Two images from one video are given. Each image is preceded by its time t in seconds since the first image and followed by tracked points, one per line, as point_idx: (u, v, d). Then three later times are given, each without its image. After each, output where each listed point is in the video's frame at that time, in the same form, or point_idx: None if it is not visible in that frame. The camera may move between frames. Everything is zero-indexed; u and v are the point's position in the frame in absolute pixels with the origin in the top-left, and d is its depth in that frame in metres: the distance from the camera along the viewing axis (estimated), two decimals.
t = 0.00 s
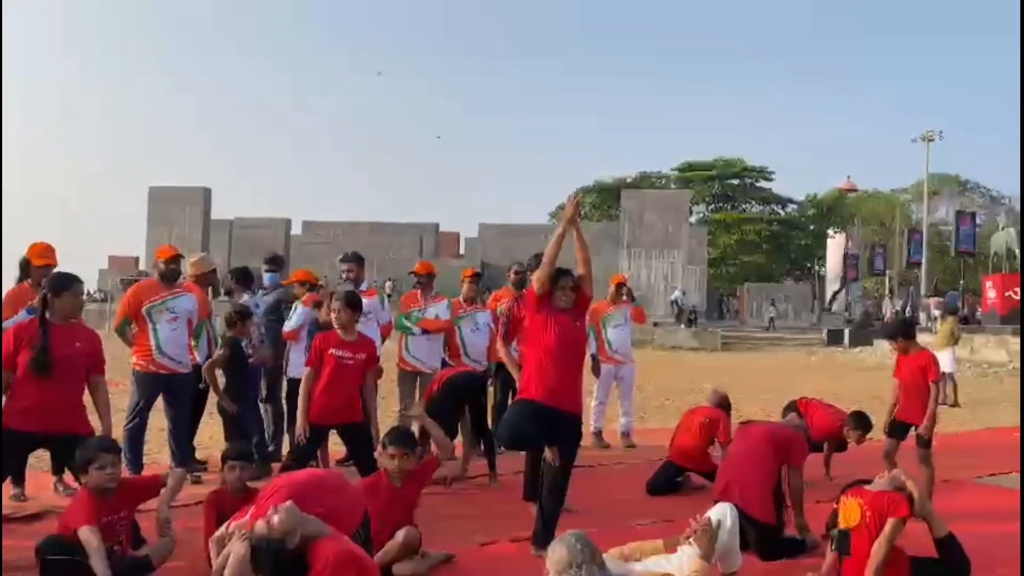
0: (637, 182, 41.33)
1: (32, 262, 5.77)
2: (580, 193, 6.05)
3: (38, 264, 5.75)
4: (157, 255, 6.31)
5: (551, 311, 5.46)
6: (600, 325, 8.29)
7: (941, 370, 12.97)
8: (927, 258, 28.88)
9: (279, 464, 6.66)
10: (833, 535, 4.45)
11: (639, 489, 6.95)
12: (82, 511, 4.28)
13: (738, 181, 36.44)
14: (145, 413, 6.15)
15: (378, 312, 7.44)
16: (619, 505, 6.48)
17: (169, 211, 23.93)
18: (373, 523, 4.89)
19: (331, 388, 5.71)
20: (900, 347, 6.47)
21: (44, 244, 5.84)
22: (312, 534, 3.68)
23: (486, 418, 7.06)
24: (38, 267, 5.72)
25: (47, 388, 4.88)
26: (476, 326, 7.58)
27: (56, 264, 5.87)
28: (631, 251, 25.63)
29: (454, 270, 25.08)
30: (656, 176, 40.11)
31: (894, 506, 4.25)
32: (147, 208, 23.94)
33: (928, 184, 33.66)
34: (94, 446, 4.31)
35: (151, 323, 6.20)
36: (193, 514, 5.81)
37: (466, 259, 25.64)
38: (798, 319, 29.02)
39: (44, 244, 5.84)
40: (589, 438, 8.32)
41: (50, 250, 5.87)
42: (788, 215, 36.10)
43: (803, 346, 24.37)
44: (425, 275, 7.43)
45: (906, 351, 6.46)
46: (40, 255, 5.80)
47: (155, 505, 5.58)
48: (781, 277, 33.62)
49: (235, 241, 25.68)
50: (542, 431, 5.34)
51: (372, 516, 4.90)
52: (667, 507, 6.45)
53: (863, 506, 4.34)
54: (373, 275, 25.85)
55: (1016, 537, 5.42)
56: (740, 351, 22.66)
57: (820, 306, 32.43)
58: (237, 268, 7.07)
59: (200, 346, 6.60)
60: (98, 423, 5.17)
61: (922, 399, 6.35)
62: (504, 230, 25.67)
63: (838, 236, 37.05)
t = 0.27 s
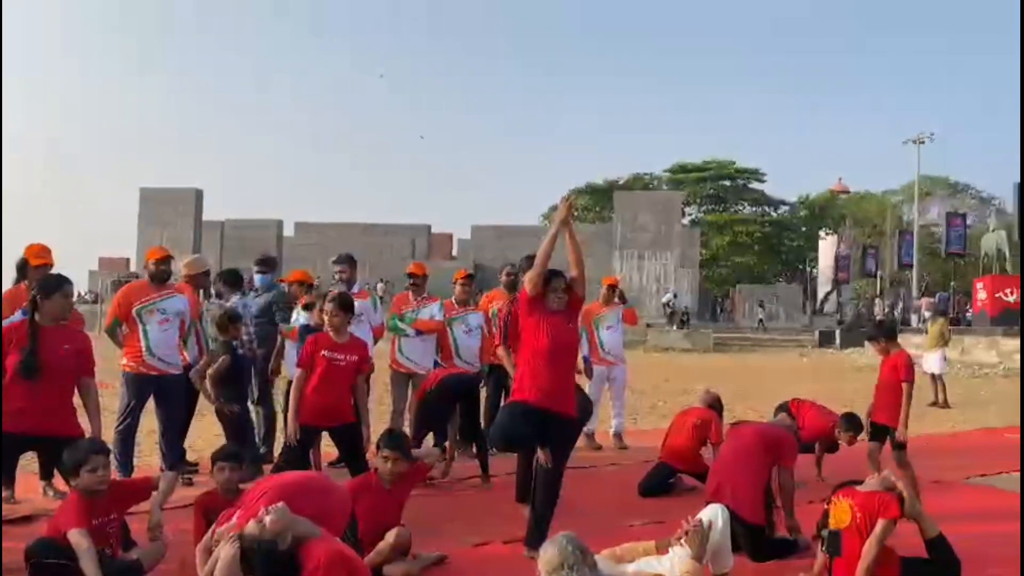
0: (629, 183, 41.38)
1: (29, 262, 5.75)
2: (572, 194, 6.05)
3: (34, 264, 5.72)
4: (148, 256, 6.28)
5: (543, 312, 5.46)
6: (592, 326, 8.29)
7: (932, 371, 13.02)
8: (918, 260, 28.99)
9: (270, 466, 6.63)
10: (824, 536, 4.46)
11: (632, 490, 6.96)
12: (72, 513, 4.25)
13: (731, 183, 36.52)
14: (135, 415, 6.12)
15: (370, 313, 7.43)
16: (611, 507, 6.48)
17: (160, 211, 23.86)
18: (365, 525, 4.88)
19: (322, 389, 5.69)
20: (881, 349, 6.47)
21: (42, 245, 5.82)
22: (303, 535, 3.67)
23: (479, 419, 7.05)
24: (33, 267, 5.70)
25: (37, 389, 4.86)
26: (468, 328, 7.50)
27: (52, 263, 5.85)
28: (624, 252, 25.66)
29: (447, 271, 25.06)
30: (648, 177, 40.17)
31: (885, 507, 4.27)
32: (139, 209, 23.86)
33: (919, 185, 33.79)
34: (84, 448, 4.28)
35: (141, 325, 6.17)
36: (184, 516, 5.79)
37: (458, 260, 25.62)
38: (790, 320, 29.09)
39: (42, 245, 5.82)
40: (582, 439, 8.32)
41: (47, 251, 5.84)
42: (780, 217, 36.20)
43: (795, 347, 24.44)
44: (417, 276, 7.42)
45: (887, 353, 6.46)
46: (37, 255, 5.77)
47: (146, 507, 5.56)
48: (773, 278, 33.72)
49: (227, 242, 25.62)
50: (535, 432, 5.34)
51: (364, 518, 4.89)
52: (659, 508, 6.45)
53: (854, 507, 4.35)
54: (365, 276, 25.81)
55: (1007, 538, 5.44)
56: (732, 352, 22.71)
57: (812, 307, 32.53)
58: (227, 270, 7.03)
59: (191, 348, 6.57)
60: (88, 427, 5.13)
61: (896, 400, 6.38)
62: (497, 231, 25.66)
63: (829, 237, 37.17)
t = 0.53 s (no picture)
0: (624, 185, 41.45)
1: (27, 262, 5.74)
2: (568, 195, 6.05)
3: (34, 263, 5.71)
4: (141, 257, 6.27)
5: (538, 314, 5.47)
6: (587, 327, 8.28)
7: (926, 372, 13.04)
8: (911, 261, 29.04)
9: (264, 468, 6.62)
10: (818, 537, 4.47)
11: (627, 492, 6.96)
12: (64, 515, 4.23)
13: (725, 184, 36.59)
14: (129, 417, 6.10)
15: (366, 314, 7.43)
16: (606, 508, 6.48)
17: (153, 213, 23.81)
18: (360, 526, 4.87)
19: (316, 391, 5.68)
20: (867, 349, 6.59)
21: (40, 246, 5.80)
22: (297, 537, 3.65)
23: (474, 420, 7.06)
24: (32, 267, 5.67)
25: (27, 392, 4.84)
26: (463, 328, 7.54)
27: (51, 264, 5.84)
28: (619, 253, 25.68)
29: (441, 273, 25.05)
30: (643, 179, 40.24)
31: (879, 508, 4.28)
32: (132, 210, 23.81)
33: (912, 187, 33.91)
34: (77, 450, 4.26)
35: (136, 327, 6.15)
36: (178, 518, 5.77)
37: (453, 261, 25.62)
38: (784, 321, 29.15)
39: (40, 247, 5.80)
40: (577, 440, 8.32)
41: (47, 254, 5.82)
42: (774, 218, 36.28)
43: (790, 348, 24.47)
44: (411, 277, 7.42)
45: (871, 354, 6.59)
46: (36, 256, 5.76)
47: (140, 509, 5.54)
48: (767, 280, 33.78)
49: (221, 244, 25.57)
50: (530, 434, 5.34)
51: (359, 519, 4.88)
52: (654, 509, 6.46)
53: (848, 508, 4.36)
54: (360, 278, 25.78)
55: (1001, 540, 5.45)
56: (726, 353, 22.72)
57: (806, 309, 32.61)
58: (219, 272, 7.00)
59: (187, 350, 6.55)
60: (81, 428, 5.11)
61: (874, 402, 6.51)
62: (491, 232, 25.68)
63: (823, 238, 37.26)
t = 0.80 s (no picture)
0: (621, 186, 41.49)
1: (25, 263, 5.72)
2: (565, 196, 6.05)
3: (32, 264, 5.70)
4: (138, 259, 6.25)
5: (535, 315, 5.46)
6: (584, 329, 8.29)
7: (922, 374, 13.06)
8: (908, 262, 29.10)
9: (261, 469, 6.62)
10: (814, 538, 4.48)
11: (624, 493, 6.96)
12: (60, 518, 4.22)
13: (721, 186, 36.65)
14: (126, 419, 6.08)
15: (364, 315, 7.41)
16: (603, 509, 6.48)
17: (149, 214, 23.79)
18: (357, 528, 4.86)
19: (313, 393, 5.67)
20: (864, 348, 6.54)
21: (37, 248, 5.79)
22: (290, 539, 3.65)
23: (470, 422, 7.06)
24: (29, 269, 5.66)
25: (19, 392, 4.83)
26: (459, 330, 7.54)
27: (49, 266, 5.83)
28: (615, 254, 25.71)
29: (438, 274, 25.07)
30: (640, 180, 40.30)
31: (873, 509, 4.27)
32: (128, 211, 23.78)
33: (908, 188, 33.97)
34: (73, 452, 4.25)
35: (133, 329, 6.14)
36: (174, 520, 5.75)
37: (450, 263, 25.64)
38: (781, 322, 29.19)
39: (37, 248, 5.79)
40: (574, 442, 8.33)
41: (45, 255, 5.81)
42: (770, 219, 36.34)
43: (786, 349, 24.49)
44: (407, 278, 7.39)
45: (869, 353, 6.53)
46: (34, 258, 5.75)
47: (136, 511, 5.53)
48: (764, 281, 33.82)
49: (217, 245, 25.56)
50: (526, 436, 5.34)
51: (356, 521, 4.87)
52: (651, 511, 6.46)
53: (844, 509, 4.36)
54: (356, 279, 25.77)
55: (997, 540, 5.46)
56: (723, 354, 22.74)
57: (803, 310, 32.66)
58: (214, 273, 6.98)
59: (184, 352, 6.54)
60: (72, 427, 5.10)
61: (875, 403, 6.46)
62: (488, 234, 25.72)
63: (820, 239, 37.33)
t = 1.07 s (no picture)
0: (619, 187, 41.54)
1: (24, 263, 5.73)
2: (562, 198, 6.05)
3: (30, 264, 5.70)
4: (137, 260, 6.24)
5: (533, 317, 5.46)
6: (582, 330, 8.28)
7: (920, 375, 13.08)
8: (905, 263, 29.14)
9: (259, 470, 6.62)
10: (812, 539, 4.48)
11: (622, 494, 6.96)
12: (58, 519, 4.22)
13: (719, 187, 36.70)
14: (124, 420, 6.07)
15: (363, 315, 7.41)
16: (602, 511, 6.48)
17: (147, 214, 23.78)
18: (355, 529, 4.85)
19: (311, 394, 5.67)
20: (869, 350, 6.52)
21: (36, 248, 5.80)
22: (286, 542, 3.62)
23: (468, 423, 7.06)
24: (28, 269, 5.66)
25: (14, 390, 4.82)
26: (458, 331, 7.53)
27: (48, 266, 5.84)
28: (613, 255, 25.73)
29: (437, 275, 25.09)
30: (638, 181, 40.35)
31: (872, 510, 4.28)
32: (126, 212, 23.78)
33: (906, 189, 34.02)
34: (71, 454, 4.25)
35: (134, 330, 6.14)
36: (172, 521, 5.75)
37: (448, 264, 25.66)
38: (779, 323, 29.22)
39: (36, 249, 5.80)
40: (572, 443, 8.33)
41: (44, 255, 5.82)
42: (768, 220, 36.38)
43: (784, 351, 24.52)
44: (406, 280, 7.34)
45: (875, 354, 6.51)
46: (33, 258, 5.76)
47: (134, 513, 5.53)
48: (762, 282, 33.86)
49: (216, 246, 25.57)
50: (526, 438, 5.35)
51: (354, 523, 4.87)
52: (649, 512, 6.46)
53: (842, 510, 4.37)
54: (354, 280, 25.77)
55: (994, 542, 5.46)
56: (721, 355, 22.76)
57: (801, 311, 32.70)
58: (211, 275, 6.98)
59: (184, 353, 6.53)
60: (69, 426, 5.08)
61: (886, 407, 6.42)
62: (486, 235, 25.76)
63: (818, 241, 37.38)
